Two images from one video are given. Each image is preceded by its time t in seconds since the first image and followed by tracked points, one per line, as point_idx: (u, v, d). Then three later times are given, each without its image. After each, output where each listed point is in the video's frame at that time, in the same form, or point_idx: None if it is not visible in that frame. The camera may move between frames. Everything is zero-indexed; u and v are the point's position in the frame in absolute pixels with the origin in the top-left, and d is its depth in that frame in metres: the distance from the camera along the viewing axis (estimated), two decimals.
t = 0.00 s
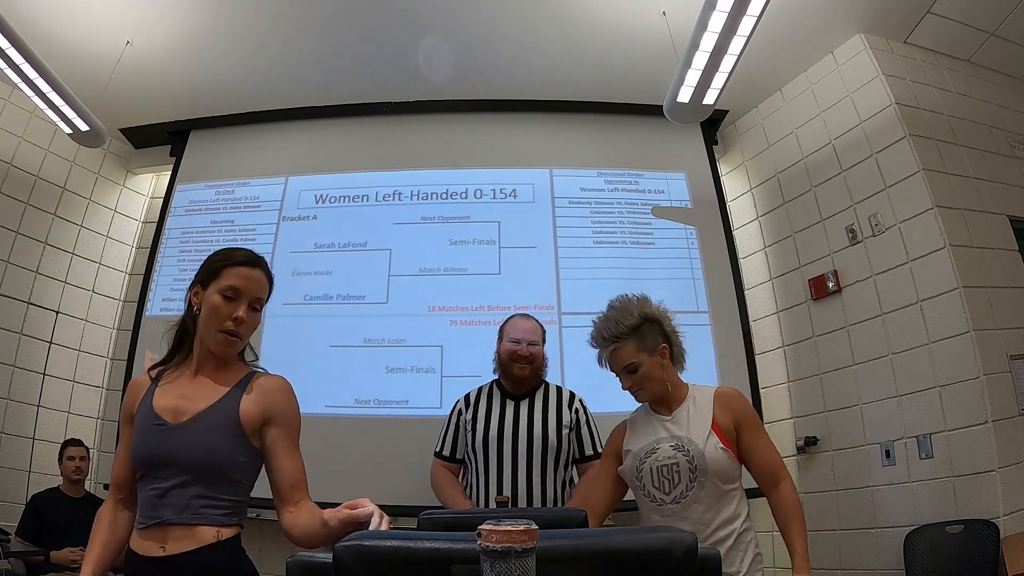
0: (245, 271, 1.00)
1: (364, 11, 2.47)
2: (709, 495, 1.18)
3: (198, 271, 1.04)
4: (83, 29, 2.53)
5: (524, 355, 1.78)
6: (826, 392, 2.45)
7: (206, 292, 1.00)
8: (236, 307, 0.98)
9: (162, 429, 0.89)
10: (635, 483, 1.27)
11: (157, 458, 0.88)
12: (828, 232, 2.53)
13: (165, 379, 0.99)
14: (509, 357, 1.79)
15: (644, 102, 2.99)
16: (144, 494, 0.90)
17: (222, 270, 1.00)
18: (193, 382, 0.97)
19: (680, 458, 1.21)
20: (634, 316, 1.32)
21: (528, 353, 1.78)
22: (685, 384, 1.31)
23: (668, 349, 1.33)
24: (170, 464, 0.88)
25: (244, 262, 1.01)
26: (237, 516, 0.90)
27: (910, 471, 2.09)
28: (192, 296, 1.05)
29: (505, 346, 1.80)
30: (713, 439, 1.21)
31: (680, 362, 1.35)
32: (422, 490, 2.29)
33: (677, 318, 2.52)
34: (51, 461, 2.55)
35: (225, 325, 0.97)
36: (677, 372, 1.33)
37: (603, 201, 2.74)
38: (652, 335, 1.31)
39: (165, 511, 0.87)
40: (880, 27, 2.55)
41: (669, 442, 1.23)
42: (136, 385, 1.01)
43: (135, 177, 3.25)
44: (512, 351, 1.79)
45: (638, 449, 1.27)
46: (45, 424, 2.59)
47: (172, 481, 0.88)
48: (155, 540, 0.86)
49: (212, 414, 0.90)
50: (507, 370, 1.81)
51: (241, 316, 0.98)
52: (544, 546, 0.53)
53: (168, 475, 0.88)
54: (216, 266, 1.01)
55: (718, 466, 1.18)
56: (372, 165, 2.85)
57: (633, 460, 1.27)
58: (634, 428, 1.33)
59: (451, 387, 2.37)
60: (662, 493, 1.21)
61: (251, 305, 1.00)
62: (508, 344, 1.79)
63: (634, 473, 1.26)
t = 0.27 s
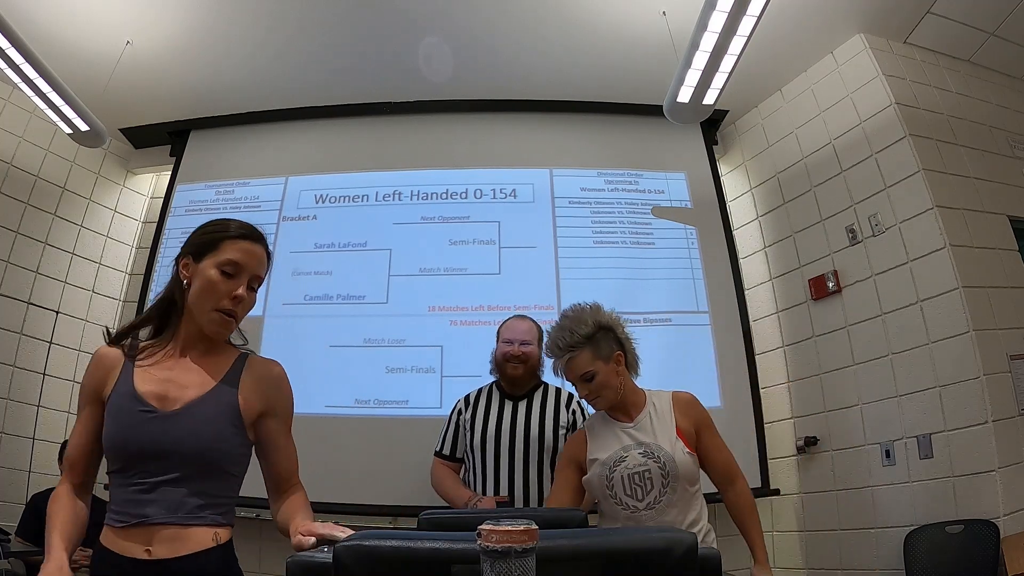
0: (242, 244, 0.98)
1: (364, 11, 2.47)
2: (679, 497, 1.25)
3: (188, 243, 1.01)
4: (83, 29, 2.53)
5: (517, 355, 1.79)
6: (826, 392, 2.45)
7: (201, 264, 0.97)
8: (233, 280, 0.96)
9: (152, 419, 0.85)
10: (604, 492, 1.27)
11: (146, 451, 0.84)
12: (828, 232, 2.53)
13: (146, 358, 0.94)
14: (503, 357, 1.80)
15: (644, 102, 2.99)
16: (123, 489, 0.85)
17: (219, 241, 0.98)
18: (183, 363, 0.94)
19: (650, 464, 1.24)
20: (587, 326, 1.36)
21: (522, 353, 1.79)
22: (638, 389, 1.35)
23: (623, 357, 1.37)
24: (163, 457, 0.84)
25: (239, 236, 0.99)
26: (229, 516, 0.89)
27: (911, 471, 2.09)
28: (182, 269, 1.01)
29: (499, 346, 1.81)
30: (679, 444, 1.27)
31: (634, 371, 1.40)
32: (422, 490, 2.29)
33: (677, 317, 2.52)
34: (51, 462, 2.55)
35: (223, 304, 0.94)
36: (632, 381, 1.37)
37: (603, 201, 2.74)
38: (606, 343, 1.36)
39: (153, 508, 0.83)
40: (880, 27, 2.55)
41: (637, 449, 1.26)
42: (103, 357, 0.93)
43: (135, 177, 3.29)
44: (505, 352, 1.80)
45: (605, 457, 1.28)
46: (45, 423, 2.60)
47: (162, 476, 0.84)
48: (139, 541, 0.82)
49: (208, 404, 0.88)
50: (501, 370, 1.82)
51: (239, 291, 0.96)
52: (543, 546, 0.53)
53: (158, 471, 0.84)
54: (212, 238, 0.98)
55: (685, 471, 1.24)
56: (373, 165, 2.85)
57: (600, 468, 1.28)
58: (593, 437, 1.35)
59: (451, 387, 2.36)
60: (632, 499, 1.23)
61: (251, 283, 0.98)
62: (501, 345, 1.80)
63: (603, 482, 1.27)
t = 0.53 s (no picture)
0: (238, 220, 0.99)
1: (364, 11, 2.47)
2: (662, 496, 1.27)
3: (171, 213, 0.97)
4: (82, 29, 2.53)
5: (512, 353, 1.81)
6: (826, 392, 2.45)
7: (197, 236, 0.95)
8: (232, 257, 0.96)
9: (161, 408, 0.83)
10: (588, 494, 1.27)
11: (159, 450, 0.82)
12: (828, 232, 2.53)
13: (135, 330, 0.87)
14: (498, 356, 1.82)
15: (644, 102, 2.99)
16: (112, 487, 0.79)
17: (217, 216, 0.97)
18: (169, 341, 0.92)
19: (635, 464, 1.26)
20: (570, 331, 1.37)
21: (517, 351, 1.81)
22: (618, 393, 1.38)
23: (604, 360, 1.40)
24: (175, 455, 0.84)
25: (235, 213, 0.99)
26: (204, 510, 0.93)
27: (911, 471, 2.09)
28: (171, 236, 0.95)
29: (496, 346, 1.84)
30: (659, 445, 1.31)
31: (612, 375, 1.42)
32: (422, 489, 2.29)
33: (677, 317, 2.52)
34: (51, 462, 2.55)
35: (224, 287, 0.95)
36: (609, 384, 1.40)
37: (603, 201, 2.74)
38: (588, 347, 1.37)
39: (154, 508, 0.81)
40: (880, 27, 2.55)
41: (622, 450, 1.28)
42: (80, 316, 0.79)
43: (135, 177, 3.29)
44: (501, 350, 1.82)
45: (588, 457, 1.29)
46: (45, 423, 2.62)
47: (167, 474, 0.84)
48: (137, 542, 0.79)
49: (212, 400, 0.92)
50: (498, 369, 1.83)
51: (238, 268, 0.97)
52: (544, 546, 0.53)
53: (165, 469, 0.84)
54: (208, 211, 0.97)
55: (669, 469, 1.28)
56: (372, 165, 2.85)
57: (584, 470, 1.28)
58: (571, 440, 1.35)
59: (451, 387, 2.36)
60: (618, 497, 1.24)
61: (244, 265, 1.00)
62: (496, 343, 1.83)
63: (588, 483, 1.27)
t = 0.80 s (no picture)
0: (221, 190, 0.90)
1: (364, 11, 2.47)
2: (649, 497, 1.26)
3: (146, 177, 0.85)
4: (82, 29, 2.53)
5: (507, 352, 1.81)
6: (826, 392, 2.45)
7: (186, 209, 0.86)
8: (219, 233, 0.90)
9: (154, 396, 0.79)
10: (575, 493, 1.29)
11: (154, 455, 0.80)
12: (829, 232, 2.53)
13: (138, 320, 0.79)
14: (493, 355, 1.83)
15: (644, 102, 2.99)
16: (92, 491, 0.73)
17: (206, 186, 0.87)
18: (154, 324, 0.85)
19: (620, 465, 1.26)
20: (567, 331, 1.38)
21: (511, 350, 1.81)
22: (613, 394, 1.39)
23: (599, 361, 1.40)
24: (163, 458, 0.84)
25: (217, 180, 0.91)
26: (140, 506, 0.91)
27: (910, 471, 2.09)
28: (154, 208, 0.84)
29: (491, 346, 1.85)
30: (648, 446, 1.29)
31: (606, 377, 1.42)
32: (421, 489, 2.29)
33: (677, 318, 2.52)
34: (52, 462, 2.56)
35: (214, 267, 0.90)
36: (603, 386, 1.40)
37: (603, 201, 2.74)
38: (584, 348, 1.37)
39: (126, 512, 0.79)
40: (880, 27, 2.55)
41: (607, 451, 1.28)
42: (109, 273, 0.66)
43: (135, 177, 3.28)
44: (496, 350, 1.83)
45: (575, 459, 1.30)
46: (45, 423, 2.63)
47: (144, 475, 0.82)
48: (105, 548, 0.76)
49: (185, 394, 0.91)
50: (495, 368, 1.83)
51: (225, 249, 0.91)
52: (544, 546, 0.53)
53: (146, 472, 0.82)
54: (192, 178, 0.87)
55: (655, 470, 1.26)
56: (372, 165, 2.85)
57: (570, 470, 1.29)
58: (562, 440, 1.37)
59: (451, 387, 2.36)
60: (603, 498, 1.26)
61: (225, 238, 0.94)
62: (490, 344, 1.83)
63: (574, 483, 1.28)
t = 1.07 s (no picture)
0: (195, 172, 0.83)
1: (364, 11, 2.47)
2: (636, 502, 1.25)
3: (113, 150, 0.76)
4: (82, 29, 2.53)
5: (505, 351, 1.83)
6: (825, 392, 2.45)
7: (155, 190, 0.77)
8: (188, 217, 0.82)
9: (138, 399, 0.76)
10: (567, 492, 1.32)
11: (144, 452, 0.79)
12: (828, 232, 2.53)
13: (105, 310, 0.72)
14: (491, 354, 1.85)
15: (644, 102, 2.99)
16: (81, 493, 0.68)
17: (179, 165, 0.79)
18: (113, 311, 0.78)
19: (607, 468, 1.26)
20: (570, 333, 1.38)
21: (509, 348, 1.83)
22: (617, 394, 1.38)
23: (603, 363, 1.40)
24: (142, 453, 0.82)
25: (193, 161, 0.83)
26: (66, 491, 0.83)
27: (910, 471, 2.09)
28: (120, 187, 0.75)
29: (488, 344, 1.86)
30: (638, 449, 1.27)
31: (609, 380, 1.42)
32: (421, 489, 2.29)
33: (677, 317, 2.52)
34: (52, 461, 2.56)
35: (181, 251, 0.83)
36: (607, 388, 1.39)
37: (603, 201, 2.74)
38: (587, 350, 1.37)
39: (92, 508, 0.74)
40: (880, 27, 2.55)
41: (597, 454, 1.29)
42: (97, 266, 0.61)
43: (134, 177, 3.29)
44: (494, 349, 1.85)
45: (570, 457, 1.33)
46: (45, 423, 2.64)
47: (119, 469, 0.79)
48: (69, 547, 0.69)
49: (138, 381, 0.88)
50: (491, 367, 1.85)
51: (193, 233, 0.83)
52: (544, 546, 0.53)
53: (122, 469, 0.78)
54: (164, 155, 0.78)
55: (643, 476, 1.25)
56: (372, 165, 2.85)
57: (564, 469, 1.33)
58: (563, 439, 1.41)
59: (451, 387, 2.36)
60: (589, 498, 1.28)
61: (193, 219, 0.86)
62: (489, 342, 1.85)
63: (567, 483, 1.32)
